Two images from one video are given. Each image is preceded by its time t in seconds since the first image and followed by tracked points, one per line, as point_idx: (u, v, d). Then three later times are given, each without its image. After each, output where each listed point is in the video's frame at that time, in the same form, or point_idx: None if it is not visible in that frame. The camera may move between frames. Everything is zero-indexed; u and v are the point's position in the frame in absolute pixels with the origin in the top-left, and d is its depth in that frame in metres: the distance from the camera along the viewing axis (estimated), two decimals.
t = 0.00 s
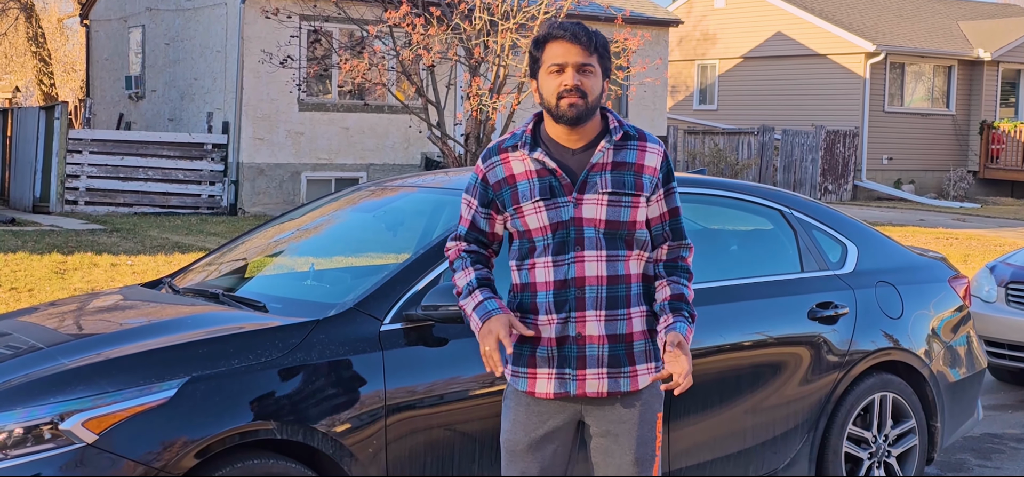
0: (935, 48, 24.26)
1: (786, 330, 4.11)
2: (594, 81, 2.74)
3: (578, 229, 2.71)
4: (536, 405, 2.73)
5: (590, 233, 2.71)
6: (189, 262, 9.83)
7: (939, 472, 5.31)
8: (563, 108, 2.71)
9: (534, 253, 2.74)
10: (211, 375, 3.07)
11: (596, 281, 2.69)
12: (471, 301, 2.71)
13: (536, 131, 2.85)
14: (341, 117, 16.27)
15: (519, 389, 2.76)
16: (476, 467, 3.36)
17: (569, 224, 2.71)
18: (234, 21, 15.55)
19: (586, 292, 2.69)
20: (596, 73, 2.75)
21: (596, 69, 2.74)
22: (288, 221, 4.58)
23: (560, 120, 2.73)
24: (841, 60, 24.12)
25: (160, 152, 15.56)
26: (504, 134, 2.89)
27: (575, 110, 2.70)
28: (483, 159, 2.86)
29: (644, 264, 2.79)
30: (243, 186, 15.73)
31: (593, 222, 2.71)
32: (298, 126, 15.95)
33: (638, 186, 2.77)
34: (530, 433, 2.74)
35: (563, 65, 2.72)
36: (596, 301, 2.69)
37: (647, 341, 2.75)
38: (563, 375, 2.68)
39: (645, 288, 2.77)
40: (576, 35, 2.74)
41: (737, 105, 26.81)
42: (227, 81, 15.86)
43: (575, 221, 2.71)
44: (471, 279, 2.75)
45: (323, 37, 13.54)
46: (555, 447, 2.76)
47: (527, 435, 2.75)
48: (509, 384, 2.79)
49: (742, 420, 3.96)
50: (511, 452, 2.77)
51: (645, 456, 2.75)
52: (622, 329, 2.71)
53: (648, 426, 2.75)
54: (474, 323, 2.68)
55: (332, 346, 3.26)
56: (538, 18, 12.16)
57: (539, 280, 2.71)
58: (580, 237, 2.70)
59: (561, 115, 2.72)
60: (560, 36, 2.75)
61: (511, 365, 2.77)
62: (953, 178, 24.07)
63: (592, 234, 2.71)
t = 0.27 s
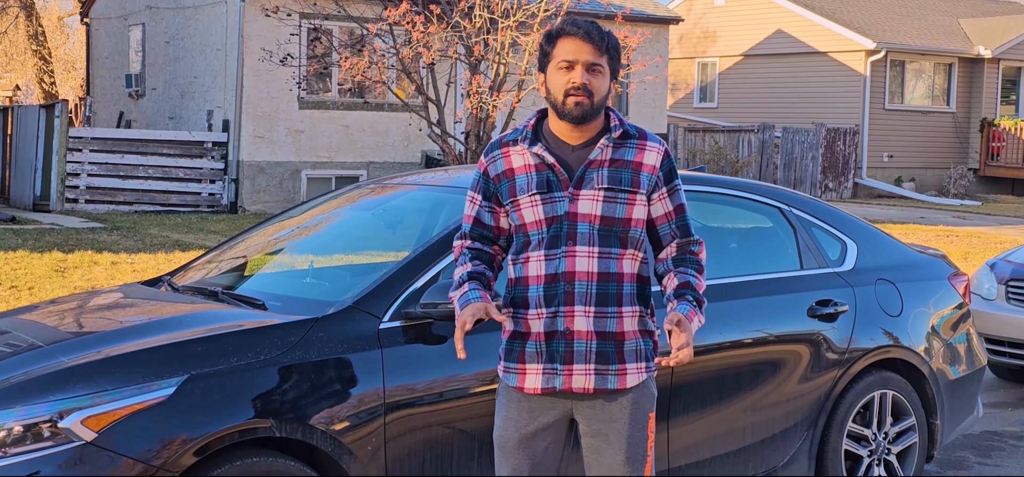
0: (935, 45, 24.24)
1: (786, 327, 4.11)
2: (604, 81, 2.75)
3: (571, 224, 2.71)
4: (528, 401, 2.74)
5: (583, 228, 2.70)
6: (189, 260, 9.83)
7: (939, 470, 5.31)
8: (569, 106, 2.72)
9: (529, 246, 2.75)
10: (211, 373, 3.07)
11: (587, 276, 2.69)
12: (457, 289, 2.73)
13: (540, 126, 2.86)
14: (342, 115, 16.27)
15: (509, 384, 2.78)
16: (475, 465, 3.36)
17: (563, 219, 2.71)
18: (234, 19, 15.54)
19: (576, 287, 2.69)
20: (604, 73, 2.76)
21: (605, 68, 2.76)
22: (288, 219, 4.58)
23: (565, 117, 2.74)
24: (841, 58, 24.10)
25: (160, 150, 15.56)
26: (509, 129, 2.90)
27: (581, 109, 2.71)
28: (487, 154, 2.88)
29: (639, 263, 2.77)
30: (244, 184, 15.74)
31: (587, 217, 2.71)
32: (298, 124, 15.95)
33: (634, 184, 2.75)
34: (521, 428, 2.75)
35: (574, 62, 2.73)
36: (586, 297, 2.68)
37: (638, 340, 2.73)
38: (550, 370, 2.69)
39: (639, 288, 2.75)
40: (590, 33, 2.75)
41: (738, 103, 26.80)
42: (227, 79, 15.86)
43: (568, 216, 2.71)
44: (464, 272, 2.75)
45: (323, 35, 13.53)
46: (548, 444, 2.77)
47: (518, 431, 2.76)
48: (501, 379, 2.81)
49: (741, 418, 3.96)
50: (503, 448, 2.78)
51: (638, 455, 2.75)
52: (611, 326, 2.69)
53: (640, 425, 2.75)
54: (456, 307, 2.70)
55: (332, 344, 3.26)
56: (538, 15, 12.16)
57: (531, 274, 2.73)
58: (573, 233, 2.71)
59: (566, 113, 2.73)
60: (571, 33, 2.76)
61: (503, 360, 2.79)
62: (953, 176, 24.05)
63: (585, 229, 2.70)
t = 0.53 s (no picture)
0: (936, 43, 24.23)
1: (785, 325, 4.11)
2: (598, 80, 2.75)
3: (567, 222, 2.71)
4: (525, 399, 2.74)
5: (579, 227, 2.71)
6: (189, 259, 9.84)
7: (939, 468, 5.32)
8: (562, 106, 2.73)
9: (526, 245, 2.76)
10: (210, 372, 3.07)
11: (582, 274, 2.69)
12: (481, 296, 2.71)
13: (538, 126, 2.87)
14: (341, 113, 16.26)
15: (505, 381, 2.79)
16: (474, 464, 3.36)
17: (558, 217, 2.72)
18: (234, 18, 15.54)
19: (571, 285, 2.69)
20: (598, 72, 2.76)
21: (599, 67, 2.76)
22: (288, 217, 4.58)
23: (559, 117, 2.75)
24: (841, 56, 24.09)
25: (159, 149, 15.55)
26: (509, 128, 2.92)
27: (574, 110, 2.72)
28: (487, 153, 2.89)
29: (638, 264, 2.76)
30: (244, 183, 15.73)
31: (583, 216, 2.71)
32: (298, 123, 15.94)
33: (631, 182, 2.74)
34: (518, 426, 2.76)
35: (566, 62, 2.74)
36: (580, 295, 2.68)
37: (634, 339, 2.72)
38: (545, 367, 2.70)
39: (636, 286, 2.74)
40: (581, 32, 2.75)
41: (738, 101, 26.78)
42: (226, 77, 15.85)
43: (564, 214, 2.72)
44: (481, 275, 2.75)
45: (323, 33, 13.51)
46: (545, 441, 2.77)
47: (515, 428, 2.76)
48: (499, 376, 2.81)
49: (741, 416, 3.97)
50: (501, 445, 2.80)
51: (634, 455, 2.74)
52: (607, 325, 2.69)
53: (636, 424, 2.74)
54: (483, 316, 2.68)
55: (331, 342, 3.26)
56: (538, 13, 12.14)
57: (528, 272, 2.74)
58: (568, 231, 2.71)
59: (560, 113, 2.74)
60: (564, 33, 2.76)
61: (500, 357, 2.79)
62: (954, 174, 24.04)
63: (581, 228, 2.70)
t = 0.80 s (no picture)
0: (935, 42, 24.22)
1: (786, 324, 4.11)
2: (566, 81, 2.75)
3: (561, 221, 2.72)
4: (521, 395, 2.75)
5: (573, 225, 2.71)
6: (189, 258, 9.83)
7: (939, 466, 5.32)
8: (536, 112, 2.77)
9: (525, 243, 2.79)
10: (210, 371, 3.07)
11: (574, 273, 2.68)
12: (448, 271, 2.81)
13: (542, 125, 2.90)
14: (341, 112, 16.26)
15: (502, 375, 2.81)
16: (473, 463, 3.36)
17: (553, 216, 2.73)
18: (233, 17, 15.53)
19: (563, 284, 2.69)
20: (568, 73, 2.75)
21: (571, 68, 2.75)
22: (287, 216, 4.58)
23: (539, 120, 2.78)
24: (841, 54, 24.08)
25: (159, 148, 15.55)
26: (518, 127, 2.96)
27: (546, 114, 2.75)
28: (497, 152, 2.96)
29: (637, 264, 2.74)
30: (243, 182, 15.72)
31: (577, 215, 2.71)
32: (298, 122, 15.94)
33: (626, 182, 2.73)
34: (513, 421, 2.77)
35: (538, 67, 2.76)
36: (573, 294, 2.68)
37: (628, 340, 2.70)
38: (536, 366, 2.71)
39: (634, 287, 2.72)
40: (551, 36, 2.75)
41: (738, 99, 26.77)
42: (226, 76, 15.84)
43: (559, 213, 2.73)
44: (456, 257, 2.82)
45: (323, 32, 13.49)
46: (539, 437, 2.78)
47: (510, 423, 2.77)
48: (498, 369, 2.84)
49: (741, 414, 3.96)
50: (497, 439, 2.80)
51: (624, 456, 2.73)
52: (600, 325, 2.68)
53: (628, 426, 2.72)
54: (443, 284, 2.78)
55: (330, 341, 3.26)
56: (538, 12, 12.13)
57: (525, 269, 2.76)
58: (562, 230, 2.72)
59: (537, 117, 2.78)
60: (538, 36, 2.77)
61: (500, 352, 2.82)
62: (953, 172, 24.03)
63: (575, 227, 2.71)
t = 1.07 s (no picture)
0: (934, 39, 24.23)
1: (785, 322, 4.11)
2: (555, 80, 2.76)
3: (547, 221, 2.76)
4: (520, 390, 2.77)
5: (558, 225, 2.74)
6: (189, 256, 9.82)
7: (939, 463, 5.32)
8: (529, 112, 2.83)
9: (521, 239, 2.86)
10: (209, 369, 3.06)
11: (555, 273, 2.72)
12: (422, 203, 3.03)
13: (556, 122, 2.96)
14: (340, 110, 16.27)
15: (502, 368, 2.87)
16: (473, 461, 3.37)
17: (540, 216, 2.77)
18: (233, 15, 15.51)
19: (545, 282, 2.73)
20: (557, 73, 2.76)
21: (557, 68, 2.76)
22: (287, 214, 4.58)
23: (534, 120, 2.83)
24: (841, 52, 24.08)
25: (158, 146, 15.53)
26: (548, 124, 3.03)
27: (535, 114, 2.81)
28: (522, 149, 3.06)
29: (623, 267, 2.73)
30: (243, 180, 15.71)
31: (558, 214, 2.75)
32: (297, 120, 15.93)
33: (606, 183, 2.72)
34: (508, 414, 2.79)
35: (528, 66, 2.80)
36: (554, 293, 2.71)
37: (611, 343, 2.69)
38: (521, 361, 2.75)
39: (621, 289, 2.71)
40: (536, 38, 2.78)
41: (737, 97, 26.76)
42: (226, 75, 15.82)
43: (547, 212, 2.77)
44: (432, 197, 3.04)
45: (322, 30, 13.47)
46: (536, 432, 2.78)
47: (505, 416, 2.79)
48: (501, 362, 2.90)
49: (741, 413, 3.97)
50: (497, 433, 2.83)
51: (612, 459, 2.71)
52: (580, 326, 2.68)
53: (611, 429, 2.71)
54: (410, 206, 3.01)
55: (329, 339, 3.25)
56: (537, 10, 12.11)
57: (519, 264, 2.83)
58: (548, 228, 2.75)
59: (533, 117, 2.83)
60: (530, 36, 2.81)
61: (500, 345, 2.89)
62: (953, 170, 24.06)
63: (560, 227, 2.73)
